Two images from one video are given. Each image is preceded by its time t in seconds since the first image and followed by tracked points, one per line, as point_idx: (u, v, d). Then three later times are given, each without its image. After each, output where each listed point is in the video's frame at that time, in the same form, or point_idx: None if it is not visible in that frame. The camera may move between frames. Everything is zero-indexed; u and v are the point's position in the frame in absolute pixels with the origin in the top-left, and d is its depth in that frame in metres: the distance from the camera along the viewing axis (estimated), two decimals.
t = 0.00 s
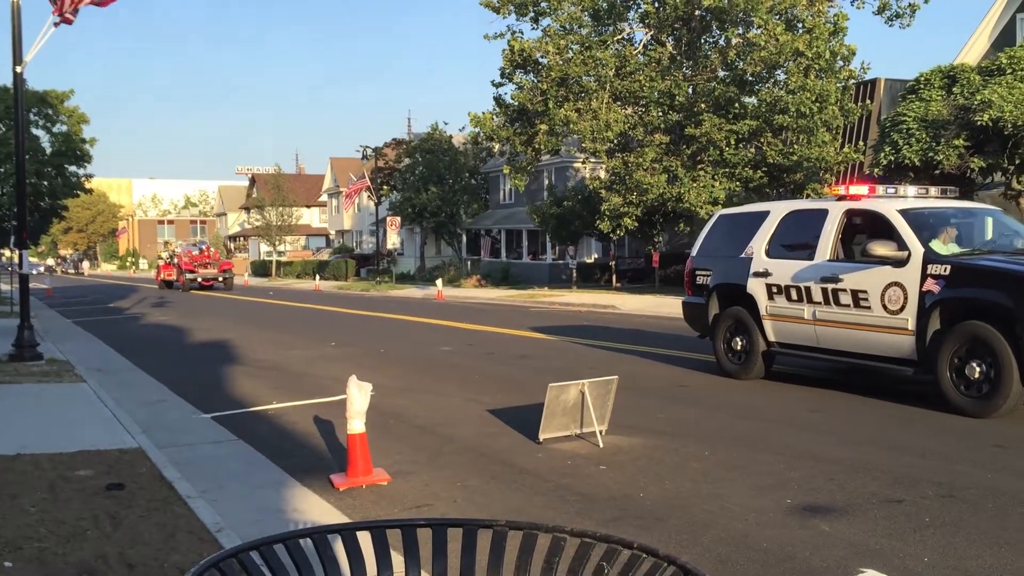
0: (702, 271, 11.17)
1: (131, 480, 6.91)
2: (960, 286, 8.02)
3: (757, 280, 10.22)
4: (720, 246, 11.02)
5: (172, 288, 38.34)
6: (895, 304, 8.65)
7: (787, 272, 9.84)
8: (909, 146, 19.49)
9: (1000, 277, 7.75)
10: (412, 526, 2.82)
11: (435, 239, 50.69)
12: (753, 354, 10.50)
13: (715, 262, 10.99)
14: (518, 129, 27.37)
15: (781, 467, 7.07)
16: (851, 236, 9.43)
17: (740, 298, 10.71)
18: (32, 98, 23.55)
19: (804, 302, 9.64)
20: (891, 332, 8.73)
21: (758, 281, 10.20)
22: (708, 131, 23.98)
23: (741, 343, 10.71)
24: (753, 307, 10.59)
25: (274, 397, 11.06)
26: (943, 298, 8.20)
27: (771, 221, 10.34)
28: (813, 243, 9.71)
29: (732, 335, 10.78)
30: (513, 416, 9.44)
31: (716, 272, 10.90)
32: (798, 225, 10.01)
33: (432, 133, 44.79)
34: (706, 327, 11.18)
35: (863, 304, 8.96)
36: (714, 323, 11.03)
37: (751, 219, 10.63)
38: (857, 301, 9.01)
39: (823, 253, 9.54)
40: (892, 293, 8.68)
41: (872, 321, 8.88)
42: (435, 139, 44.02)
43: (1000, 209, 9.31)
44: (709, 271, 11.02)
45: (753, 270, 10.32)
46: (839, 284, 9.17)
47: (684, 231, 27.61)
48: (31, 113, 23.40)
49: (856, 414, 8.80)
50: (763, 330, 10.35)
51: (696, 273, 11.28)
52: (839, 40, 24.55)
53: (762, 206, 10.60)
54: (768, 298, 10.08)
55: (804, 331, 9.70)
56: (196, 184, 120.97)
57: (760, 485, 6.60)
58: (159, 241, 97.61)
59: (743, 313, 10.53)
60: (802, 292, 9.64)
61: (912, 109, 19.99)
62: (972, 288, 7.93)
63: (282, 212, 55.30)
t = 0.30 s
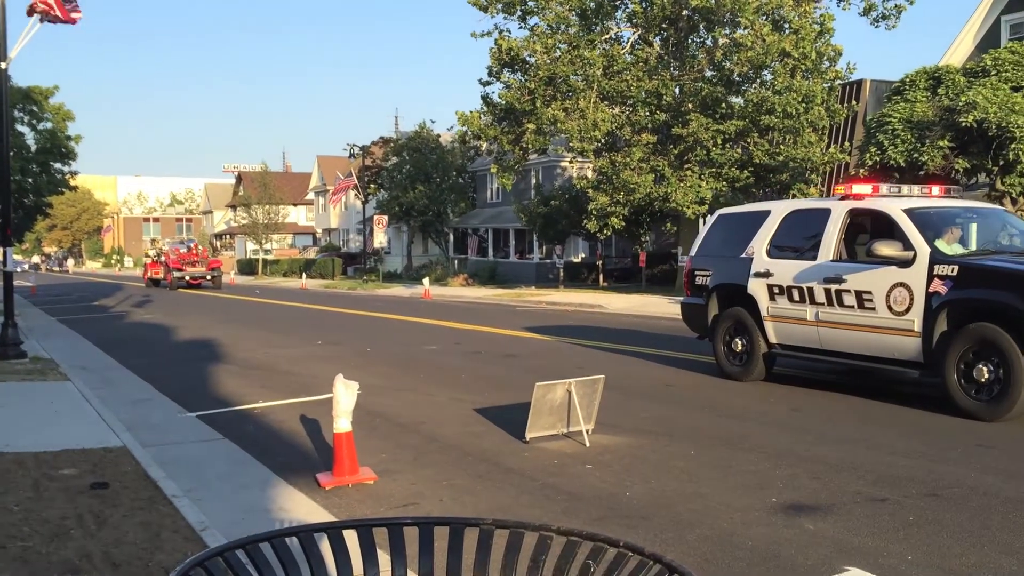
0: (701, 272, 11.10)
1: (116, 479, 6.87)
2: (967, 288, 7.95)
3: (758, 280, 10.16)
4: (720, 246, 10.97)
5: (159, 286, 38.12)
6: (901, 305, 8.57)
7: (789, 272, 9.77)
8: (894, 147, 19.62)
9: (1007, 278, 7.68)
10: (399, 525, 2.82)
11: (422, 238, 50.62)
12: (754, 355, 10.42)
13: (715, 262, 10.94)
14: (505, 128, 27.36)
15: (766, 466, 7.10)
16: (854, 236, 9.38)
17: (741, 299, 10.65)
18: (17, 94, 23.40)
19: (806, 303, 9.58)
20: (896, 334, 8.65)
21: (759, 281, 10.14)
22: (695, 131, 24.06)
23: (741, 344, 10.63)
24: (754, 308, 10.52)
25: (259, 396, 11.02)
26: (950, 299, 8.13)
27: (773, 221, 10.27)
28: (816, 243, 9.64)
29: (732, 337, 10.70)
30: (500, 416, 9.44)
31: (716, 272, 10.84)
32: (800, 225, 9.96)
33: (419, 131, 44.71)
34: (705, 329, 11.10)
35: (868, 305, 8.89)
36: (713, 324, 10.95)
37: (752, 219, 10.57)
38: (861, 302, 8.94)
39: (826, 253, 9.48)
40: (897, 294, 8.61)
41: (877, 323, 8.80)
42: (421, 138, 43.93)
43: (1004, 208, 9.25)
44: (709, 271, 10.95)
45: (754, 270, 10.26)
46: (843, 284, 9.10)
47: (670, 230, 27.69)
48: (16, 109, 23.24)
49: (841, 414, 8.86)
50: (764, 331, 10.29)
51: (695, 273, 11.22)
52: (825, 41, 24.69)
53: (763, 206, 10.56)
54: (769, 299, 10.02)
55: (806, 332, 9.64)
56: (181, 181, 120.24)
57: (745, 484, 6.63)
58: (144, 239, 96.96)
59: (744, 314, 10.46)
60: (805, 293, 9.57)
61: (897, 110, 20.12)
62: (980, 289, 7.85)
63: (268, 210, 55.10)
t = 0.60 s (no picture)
0: (701, 272, 10.97)
1: (101, 477, 6.85)
2: (976, 288, 7.81)
3: (760, 280, 10.03)
4: (720, 245, 10.84)
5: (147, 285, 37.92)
6: (908, 306, 8.42)
7: (792, 272, 9.64)
8: (881, 147, 19.75)
9: (1016, 279, 7.55)
10: (384, 524, 2.82)
11: (410, 236, 50.57)
12: (756, 356, 10.27)
13: (715, 262, 10.80)
14: (493, 126, 27.36)
15: (752, 465, 7.15)
16: (859, 235, 9.24)
17: (742, 299, 10.51)
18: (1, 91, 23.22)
19: (810, 303, 9.44)
20: (902, 335, 8.50)
21: (761, 281, 10.01)
22: (682, 131, 24.14)
23: (743, 345, 10.48)
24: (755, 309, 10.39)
25: (246, 395, 10.99)
26: (958, 300, 7.99)
27: (775, 220, 10.15)
28: (820, 242, 9.51)
29: (733, 338, 10.56)
30: (487, 415, 9.44)
31: (716, 271, 10.70)
32: (803, 224, 9.82)
33: (407, 130, 44.62)
34: (706, 329, 10.96)
35: (874, 306, 8.75)
36: (714, 325, 10.81)
37: (753, 219, 10.45)
38: (867, 303, 8.80)
39: (830, 253, 9.34)
40: (904, 295, 8.47)
41: (883, 324, 8.65)
42: (410, 136, 43.83)
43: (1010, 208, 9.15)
44: (709, 272, 10.82)
45: (756, 270, 10.12)
46: (848, 285, 8.97)
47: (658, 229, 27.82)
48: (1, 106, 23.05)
49: (826, 413, 8.91)
50: (766, 332, 10.15)
51: (695, 273, 11.08)
52: (812, 41, 24.80)
53: (765, 204, 10.42)
54: (772, 299, 9.88)
55: (810, 332, 9.50)
56: (168, 178, 119.57)
57: (731, 483, 6.67)
58: (130, 237, 96.33)
59: (746, 315, 10.32)
60: (808, 293, 9.43)
61: (883, 110, 20.25)
62: (989, 290, 7.71)
63: (255, 208, 54.90)
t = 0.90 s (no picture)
0: (706, 273, 10.83)
1: (93, 478, 6.82)
2: (991, 290, 7.69)
3: (768, 281, 9.89)
4: (727, 247, 10.70)
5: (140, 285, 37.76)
6: (921, 308, 8.28)
7: (801, 274, 9.49)
8: (872, 149, 19.80)
9: None
10: (377, 525, 2.82)
11: (402, 237, 50.53)
12: (763, 359, 10.09)
13: (720, 264, 10.67)
14: (486, 127, 27.34)
15: (744, 466, 7.16)
16: (868, 236, 9.12)
17: (749, 300, 10.36)
18: None
19: (819, 305, 9.28)
20: (915, 338, 8.35)
21: (768, 283, 9.88)
22: (675, 131, 24.17)
23: (750, 348, 10.30)
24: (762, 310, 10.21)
25: (237, 395, 10.96)
26: (973, 302, 7.86)
27: (783, 220, 10.01)
28: (830, 243, 9.37)
29: (739, 340, 10.39)
30: (481, 415, 9.44)
31: (723, 273, 10.57)
32: (812, 224, 9.68)
33: (400, 130, 44.57)
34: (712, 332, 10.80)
35: (885, 308, 8.60)
36: (720, 327, 10.64)
37: (761, 219, 10.31)
38: (878, 305, 8.66)
39: (840, 255, 9.20)
40: (916, 297, 8.32)
41: (895, 326, 8.50)
42: (402, 136, 43.76)
43: None
44: (715, 274, 10.68)
45: (764, 272, 9.98)
46: (859, 287, 8.83)
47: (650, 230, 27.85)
48: None
49: (818, 413, 8.95)
50: (773, 334, 9.97)
51: (700, 275, 10.94)
52: (805, 43, 24.86)
53: (772, 204, 10.28)
54: (780, 301, 9.72)
55: (819, 334, 9.34)
56: (160, 178, 119.14)
57: (724, 483, 6.70)
58: (122, 237, 95.95)
59: (752, 316, 10.14)
60: (818, 295, 9.28)
61: (875, 112, 20.32)
62: (1004, 292, 7.60)
63: (248, 208, 54.73)
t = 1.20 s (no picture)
0: (720, 276, 10.66)
1: (95, 481, 6.82)
2: (1017, 292, 7.51)
3: (784, 284, 9.70)
4: (740, 248, 10.53)
5: (144, 288, 37.75)
6: (943, 311, 8.10)
7: (819, 276, 9.29)
8: (874, 151, 19.78)
9: None
10: (381, 527, 2.82)
11: (404, 239, 50.56)
12: (779, 364, 9.94)
13: (735, 266, 10.50)
14: (488, 130, 27.35)
15: (747, 468, 7.16)
16: (887, 237, 8.99)
17: (764, 303, 10.18)
18: None
19: (837, 308, 9.08)
20: (937, 341, 8.17)
21: (784, 285, 9.69)
22: (677, 134, 24.16)
23: (765, 352, 10.14)
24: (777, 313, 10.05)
25: (240, 398, 10.97)
26: (998, 305, 7.68)
27: (799, 221, 9.83)
28: (848, 245, 9.19)
29: (754, 344, 10.23)
30: (483, 418, 9.44)
31: (737, 276, 10.41)
32: (828, 225, 9.49)
33: (402, 133, 44.59)
34: (726, 335, 10.62)
35: (905, 311, 8.40)
36: (735, 330, 10.47)
37: (776, 221, 10.13)
38: (898, 308, 8.45)
39: (859, 256, 9.00)
40: (938, 299, 8.14)
41: (916, 330, 8.30)
42: (404, 139, 43.77)
43: None
44: (729, 276, 10.51)
45: (780, 274, 9.80)
46: (878, 289, 8.64)
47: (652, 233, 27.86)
48: None
49: (821, 415, 8.94)
50: (789, 338, 9.80)
51: (714, 277, 10.77)
52: (806, 45, 24.88)
53: (788, 206, 10.10)
54: (796, 304, 9.52)
55: (838, 338, 9.13)
56: (162, 181, 119.32)
57: (727, 485, 6.69)
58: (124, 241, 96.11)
59: (768, 320, 9.98)
60: (836, 298, 9.08)
61: (877, 114, 20.31)
62: None
63: (250, 211, 54.82)
